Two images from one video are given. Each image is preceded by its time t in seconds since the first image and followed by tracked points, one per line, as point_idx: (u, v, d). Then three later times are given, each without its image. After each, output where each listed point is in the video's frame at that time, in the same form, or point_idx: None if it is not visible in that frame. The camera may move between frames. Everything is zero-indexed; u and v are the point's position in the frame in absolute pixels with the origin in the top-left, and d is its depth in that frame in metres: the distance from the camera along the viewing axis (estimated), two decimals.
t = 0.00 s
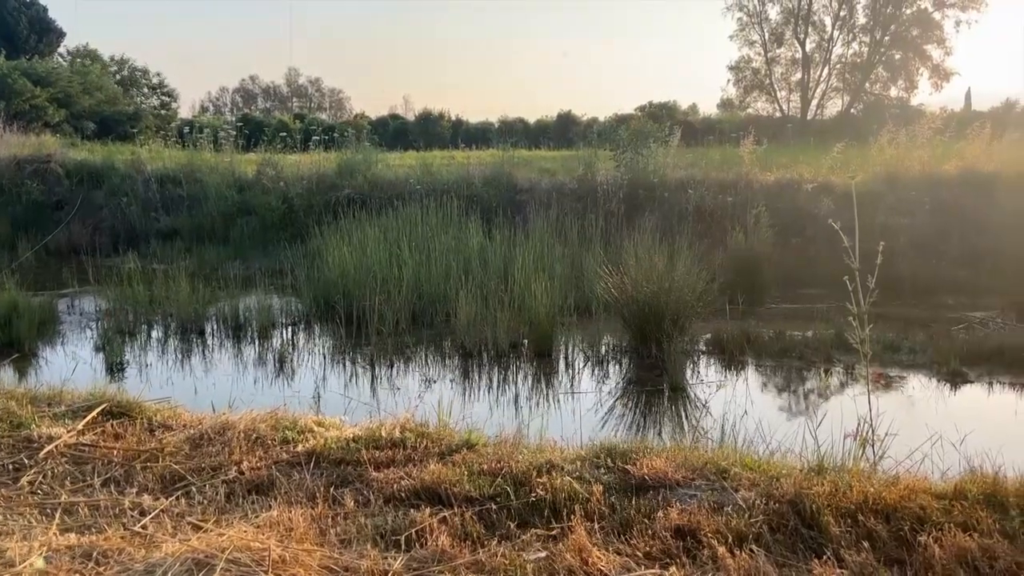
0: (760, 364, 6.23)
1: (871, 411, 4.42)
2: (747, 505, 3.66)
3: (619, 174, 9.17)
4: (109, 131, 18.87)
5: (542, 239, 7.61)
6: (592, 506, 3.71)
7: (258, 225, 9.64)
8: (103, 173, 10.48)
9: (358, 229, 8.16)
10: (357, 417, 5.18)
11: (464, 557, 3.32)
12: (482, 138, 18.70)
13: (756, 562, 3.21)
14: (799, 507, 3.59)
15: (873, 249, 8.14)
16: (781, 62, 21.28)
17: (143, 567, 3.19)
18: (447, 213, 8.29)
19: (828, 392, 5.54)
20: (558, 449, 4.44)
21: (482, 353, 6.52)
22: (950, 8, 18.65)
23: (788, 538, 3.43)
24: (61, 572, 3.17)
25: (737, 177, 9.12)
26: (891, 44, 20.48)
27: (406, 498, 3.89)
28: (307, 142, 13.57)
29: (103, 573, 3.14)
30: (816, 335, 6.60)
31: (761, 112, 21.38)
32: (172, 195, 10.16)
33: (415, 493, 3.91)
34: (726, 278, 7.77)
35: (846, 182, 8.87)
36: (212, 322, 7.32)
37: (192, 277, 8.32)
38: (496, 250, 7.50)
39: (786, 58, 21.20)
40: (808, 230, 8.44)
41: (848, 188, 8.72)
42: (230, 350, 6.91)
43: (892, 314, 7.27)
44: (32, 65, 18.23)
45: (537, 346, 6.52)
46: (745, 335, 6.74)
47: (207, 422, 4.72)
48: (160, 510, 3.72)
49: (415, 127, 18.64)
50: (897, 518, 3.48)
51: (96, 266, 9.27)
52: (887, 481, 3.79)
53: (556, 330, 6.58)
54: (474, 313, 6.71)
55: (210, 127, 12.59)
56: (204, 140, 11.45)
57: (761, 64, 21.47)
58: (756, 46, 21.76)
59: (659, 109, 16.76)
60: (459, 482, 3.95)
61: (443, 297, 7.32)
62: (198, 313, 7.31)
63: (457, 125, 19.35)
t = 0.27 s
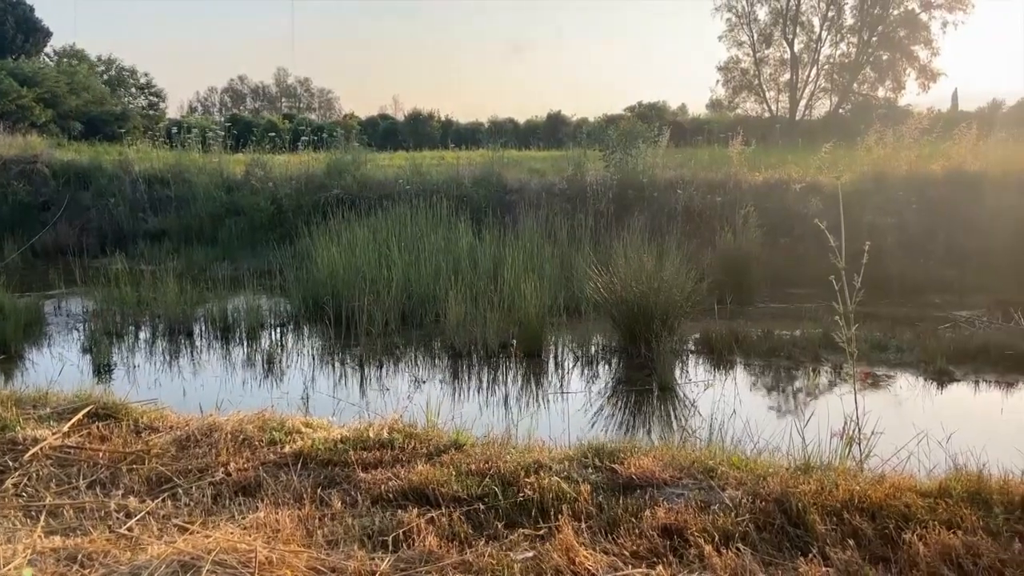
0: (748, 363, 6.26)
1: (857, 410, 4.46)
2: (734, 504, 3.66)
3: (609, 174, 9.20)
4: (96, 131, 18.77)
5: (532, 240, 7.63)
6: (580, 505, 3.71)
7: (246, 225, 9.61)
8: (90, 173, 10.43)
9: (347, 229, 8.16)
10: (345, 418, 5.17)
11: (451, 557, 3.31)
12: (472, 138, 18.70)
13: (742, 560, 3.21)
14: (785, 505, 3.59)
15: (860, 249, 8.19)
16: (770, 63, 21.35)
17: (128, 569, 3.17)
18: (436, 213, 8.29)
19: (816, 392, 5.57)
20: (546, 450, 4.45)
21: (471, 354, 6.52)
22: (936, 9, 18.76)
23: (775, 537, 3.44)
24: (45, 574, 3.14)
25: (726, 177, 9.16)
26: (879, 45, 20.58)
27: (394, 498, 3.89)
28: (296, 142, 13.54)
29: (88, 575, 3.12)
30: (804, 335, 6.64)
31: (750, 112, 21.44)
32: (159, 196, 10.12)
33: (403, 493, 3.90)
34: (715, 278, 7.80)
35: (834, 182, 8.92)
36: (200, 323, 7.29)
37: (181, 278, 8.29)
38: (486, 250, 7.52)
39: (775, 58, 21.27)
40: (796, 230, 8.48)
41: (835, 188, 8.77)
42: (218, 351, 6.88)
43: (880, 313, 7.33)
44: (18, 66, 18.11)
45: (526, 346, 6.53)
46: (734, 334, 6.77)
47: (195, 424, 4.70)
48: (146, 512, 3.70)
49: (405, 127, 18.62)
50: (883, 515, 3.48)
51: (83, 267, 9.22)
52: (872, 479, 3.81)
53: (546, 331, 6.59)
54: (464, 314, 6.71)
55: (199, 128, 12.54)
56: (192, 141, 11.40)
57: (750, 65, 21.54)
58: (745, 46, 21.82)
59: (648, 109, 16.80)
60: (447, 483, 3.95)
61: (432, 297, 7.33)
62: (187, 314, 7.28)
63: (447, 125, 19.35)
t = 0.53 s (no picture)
0: (738, 363, 6.30)
1: (844, 408, 4.49)
2: (722, 502, 3.67)
3: (599, 174, 9.23)
4: (83, 132, 18.66)
5: (522, 239, 7.65)
6: (569, 504, 3.73)
7: (235, 225, 9.58)
8: (78, 173, 10.37)
9: (337, 230, 8.15)
10: (334, 419, 5.17)
11: (441, 557, 3.32)
12: (462, 138, 18.70)
13: (730, 557, 3.22)
14: (773, 503, 3.59)
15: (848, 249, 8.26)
16: (758, 63, 21.42)
17: (116, 570, 3.15)
18: (426, 213, 8.31)
19: (804, 390, 5.61)
20: (536, 449, 4.46)
21: (462, 354, 6.53)
22: (924, 10, 18.86)
23: (762, 534, 3.44)
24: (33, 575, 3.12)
25: (715, 178, 9.21)
26: (867, 45, 20.71)
27: (383, 498, 3.89)
28: (285, 143, 13.50)
29: None
30: (792, 334, 6.69)
31: (739, 112, 21.50)
32: (148, 196, 10.08)
33: (392, 493, 3.90)
34: (704, 278, 7.85)
35: (822, 182, 8.98)
36: (189, 324, 7.26)
37: (169, 279, 8.26)
38: (476, 250, 7.54)
39: (763, 58, 21.34)
40: (785, 230, 8.54)
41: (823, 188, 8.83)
42: (207, 352, 6.86)
43: (868, 313, 7.38)
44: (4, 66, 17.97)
45: (517, 346, 6.54)
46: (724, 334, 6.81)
47: (183, 425, 4.69)
48: (134, 513, 3.69)
49: (395, 127, 18.60)
50: (869, 512, 3.49)
51: (70, 268, 9.17)
52: (859, 477, 3.82)
53: (536, 330, 6.60)
54: (454, 315, 6.72)
55: (187, 128, 12.50)
56: (181, 141, 11.35)
57: (739, 65, 21.60)
58: (734, 47, 21.88)
59: (638, 109, 16.84)
60: (437, 482, 3.96)
61: (423, 297, 7.34)
62: (176, 315, 7.26)
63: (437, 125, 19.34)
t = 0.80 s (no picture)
0: (726, 361, 6.34)
1: (831, 406, 4.51)
2: (709, 499, 3.67)
3: (589, 174, 9.29)
4: (70, 131, 18.57)
5: (513, 239, 7.69)
6: (558, 502, 3.74)
7: (224, 225, 9.55)
8: (64, 173, 10.32)
9: (326, 230, 8.16)
10: (323, 418, 5.17)
11: (430, 555, 3.32)
12: (452, 138, 18.70)
13: (717, 555, 3.21)
14: (760, 500, 3.58)
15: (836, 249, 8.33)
16: (747, 63, 21.49)
17: (103, 570, 3.14)
18: (416, 213, 8.33)
19: (792, 388, 5.65)
20: (525, 447, 4.48)
21: (452, 353, 6.54)
22: (911, 10, 18.95)
23: (749, 531, 3.42)
24: None
25: (704, 177, 9.26)
26: (855, 45, 20.81)
27: (372, 497, 3.89)
28: (274, 142, 13.48)
29: None
30: (780, 333, 6.73)
31: (728, 112, 21.54)
32: (135, 196, 10.04)
33: (381, 492, 3.90)
34: (693, 277, 7.90)
35: (809, 182, 9.03)
36: (177, 325, 7.24)
37: (157, 279, 8.22)
38: (466, 250, 7.57)
39: (752, 58, 21.39)
40: (773, 230, 8.59)
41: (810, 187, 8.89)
42: (196, 352, 6.84)
43: (856, 311, 7.44)
44: None
45: (507, 345, 6.56)
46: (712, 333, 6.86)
47: (171, 425, 4.68)
48: (121, 514, 3.67)
49: (385, 127, 18.58)
50: (855, 509, 3.46)
51: (57, 268, 9.12)
52: (845, 473, 3.83)
53: (526, 330, 6.62)
54: (444, 314, 6.72)
55: (175, 128, 12.46)
56: (169, 140, 11.31)
57: (727, 65, 21.64)
58: (723, 47, 21.93)
59: (627, 109, 16.89)
60: (426, 481, 3.96)
61: (412, 296, 7.34)
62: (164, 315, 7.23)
63: (426, 125, 19.33)
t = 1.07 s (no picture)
0: (713, 360, 6.37)
1: (816, 405, 4.52)
2: (694, 498, 3.58)
3: (576, 173, 9.38)
4: (54, 130, 18.49)
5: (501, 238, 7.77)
6: (542, 501, 3.73)
7: (210, 224, 9.51)
8: (49, 172, 10.25)
9: (313, 229, 8.15)
10: (307, 419, 5.16)
11: (414, 555, 3.31)
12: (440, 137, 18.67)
13: (700, 553, 3.13)
14: (743, 498, 3.46)
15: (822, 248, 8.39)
16: (735, 63, 21.41)
17: (84, 573, 3.11)
18: (403, 213, 8.35)
19: (778, 387, 5.68)
20: (510, 447, 4.48)
21: (439, 353, 6.55)
22: (897, 10, 19.00)
23: (733, 530, 3.31)
24: None
25: (691, 177, 9.31)
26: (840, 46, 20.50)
27: (357, 498, 3.88)
28: (261, 141, 13.43)
29: None
30: (767, 331, 6.77)
31: (716, 112, 21.52)
32: (120, 195, 9.98)
33: (365, 493, 3.90)
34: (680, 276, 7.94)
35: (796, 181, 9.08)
36: (163, 325, 7.21)
37: (142, 280, 8.18)
38: (454, 249, 7.58)
39: (739, 58, 21.31)
40: (759, 229, 8.66)
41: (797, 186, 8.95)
42: (182, 353, 6.81)
43: (842, 310, 7.48)
44: None
45: (494, 345, 6.59)
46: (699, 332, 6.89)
47: (154, 426, 4.66)
48: (103, 516, 3.65)
49: (372, 126, 18.53)
50: (837, 507, 3.31)
51: (41, 268, 9.06)
52: (828, 472, 3.65)
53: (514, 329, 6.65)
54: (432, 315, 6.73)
55: (160, 127, 12.39)
56: (154, 140, 11.25)
57: (715, 65, 21.60)
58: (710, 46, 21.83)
59: (615, 108, 16.91)
60: (410, 481, 3.95)
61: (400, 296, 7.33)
62: (151, 316, 7.20)
63: (415, 124, 19.29)
